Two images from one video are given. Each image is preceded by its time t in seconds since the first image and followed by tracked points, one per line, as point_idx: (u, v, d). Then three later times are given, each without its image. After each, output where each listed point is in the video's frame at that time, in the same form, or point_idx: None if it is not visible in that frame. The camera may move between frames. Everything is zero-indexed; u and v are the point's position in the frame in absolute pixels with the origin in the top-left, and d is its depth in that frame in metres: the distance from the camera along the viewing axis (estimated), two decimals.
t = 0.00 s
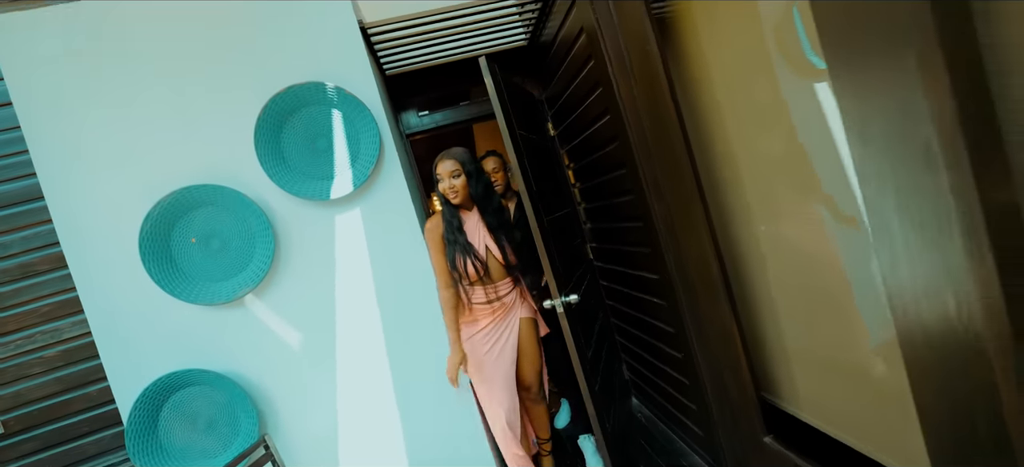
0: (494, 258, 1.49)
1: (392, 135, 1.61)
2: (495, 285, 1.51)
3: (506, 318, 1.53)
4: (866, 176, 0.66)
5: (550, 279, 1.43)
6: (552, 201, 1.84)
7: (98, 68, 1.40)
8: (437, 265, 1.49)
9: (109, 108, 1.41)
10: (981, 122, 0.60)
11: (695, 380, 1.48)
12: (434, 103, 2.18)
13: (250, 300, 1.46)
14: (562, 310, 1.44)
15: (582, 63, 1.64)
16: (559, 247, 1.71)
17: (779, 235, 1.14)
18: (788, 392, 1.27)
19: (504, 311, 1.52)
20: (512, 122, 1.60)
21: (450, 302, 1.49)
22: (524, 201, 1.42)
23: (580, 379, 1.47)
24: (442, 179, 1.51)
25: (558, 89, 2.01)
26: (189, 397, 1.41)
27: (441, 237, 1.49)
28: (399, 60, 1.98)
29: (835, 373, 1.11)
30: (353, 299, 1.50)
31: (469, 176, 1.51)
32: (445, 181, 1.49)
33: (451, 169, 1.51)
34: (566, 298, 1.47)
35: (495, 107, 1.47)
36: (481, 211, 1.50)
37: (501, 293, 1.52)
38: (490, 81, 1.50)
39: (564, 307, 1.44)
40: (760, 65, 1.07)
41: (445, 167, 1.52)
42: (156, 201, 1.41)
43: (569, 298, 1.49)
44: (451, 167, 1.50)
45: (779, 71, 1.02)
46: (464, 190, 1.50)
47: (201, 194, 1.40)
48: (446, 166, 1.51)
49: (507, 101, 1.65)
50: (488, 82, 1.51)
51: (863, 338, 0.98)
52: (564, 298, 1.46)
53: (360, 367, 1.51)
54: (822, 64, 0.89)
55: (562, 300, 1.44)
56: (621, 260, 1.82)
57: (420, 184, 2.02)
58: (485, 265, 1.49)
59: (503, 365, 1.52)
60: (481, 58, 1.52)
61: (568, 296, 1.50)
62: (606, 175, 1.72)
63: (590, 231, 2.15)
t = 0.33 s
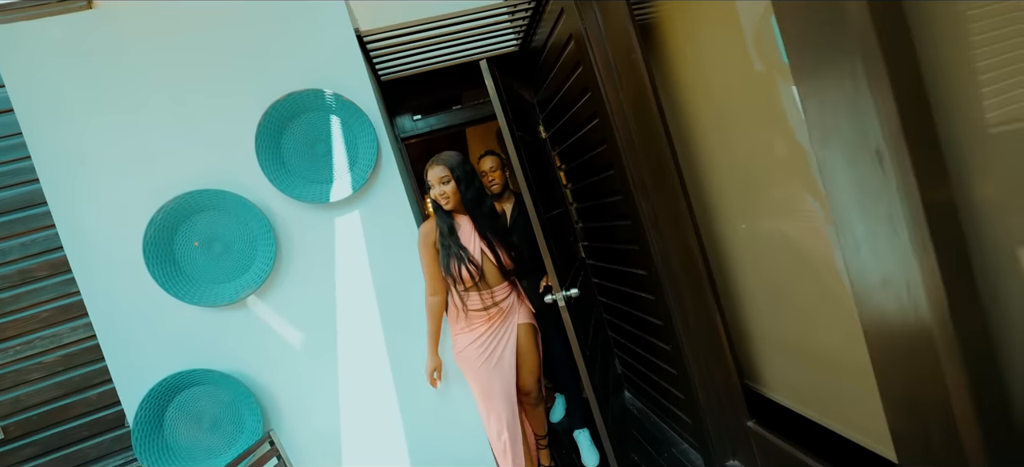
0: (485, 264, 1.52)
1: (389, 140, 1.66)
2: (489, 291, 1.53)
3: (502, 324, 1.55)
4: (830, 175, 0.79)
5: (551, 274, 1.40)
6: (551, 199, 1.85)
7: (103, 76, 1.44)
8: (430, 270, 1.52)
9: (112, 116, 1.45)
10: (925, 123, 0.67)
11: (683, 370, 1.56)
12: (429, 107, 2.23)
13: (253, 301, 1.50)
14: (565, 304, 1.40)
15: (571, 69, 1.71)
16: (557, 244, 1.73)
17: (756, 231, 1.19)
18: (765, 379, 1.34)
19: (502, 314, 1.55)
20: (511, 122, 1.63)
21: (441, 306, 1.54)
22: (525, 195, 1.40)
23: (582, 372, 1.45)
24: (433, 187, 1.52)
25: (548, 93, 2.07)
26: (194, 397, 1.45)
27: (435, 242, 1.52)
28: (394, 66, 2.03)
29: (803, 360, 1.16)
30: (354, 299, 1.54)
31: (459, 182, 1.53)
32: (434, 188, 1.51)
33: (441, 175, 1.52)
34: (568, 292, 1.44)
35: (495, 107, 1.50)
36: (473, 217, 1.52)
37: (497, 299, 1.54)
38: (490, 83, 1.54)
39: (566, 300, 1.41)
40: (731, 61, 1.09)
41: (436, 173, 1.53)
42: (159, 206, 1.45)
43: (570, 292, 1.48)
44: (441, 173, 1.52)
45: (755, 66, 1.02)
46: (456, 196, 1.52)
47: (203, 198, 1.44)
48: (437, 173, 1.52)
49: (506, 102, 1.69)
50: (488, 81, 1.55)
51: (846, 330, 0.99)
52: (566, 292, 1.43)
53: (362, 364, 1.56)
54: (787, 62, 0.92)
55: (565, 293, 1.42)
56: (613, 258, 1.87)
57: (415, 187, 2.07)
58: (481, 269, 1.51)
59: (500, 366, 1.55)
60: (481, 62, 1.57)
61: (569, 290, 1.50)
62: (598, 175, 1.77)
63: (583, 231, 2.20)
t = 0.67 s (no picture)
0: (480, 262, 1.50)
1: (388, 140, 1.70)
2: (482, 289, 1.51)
3: (498, 326, 1.53)
4: (808, 165, 0.85)
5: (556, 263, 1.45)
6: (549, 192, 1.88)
7: (111, 85, 1.48)
8: (426, 267, 1.56)
9: (118, 125, 1.49)
10: (886, 117, 0.75)
11: (677, 355, 1.62)
12: (425, 107, 2.27)
13: (261, 300, 1.55)
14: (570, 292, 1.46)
15: (562, 66, 1.76)
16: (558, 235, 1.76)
17: (742, 221, 1.26)
18: (757, 359, 1.40)
19: (501, 314, 1.53)
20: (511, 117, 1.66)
21: (437, 302, 1.57)
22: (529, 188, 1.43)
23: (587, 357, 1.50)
24: (426, 184, 1.51)
25: (541, 90, 2.11)
26: (208, 394, 1.51)
27: (430, 240, 1.55)
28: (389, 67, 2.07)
29: (791, 339, 1.23)
30: (359, 295, 1.59)
31: (453, 178, 1.50)
32: (428, 185, 1.50)
33: (435, 172, 1.50)
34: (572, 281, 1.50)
35: (499, 101, 1.52)
36: (466, 214, 1.50)
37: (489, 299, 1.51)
38: (491, 79, 1.58)
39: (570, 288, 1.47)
40: (715, 54, 1.15)
41: (429, 169, 1.51)
42: (168, 211, 1.49)
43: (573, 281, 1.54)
44: (435, 170, 1.50)
45: (739, 57, 1.08)
46: (449, 192, 1.50)
47: (210, 202, 1.49)
48: (430, 169, 1.51)
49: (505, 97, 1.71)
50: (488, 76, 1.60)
51: (827, 307, 1.07)
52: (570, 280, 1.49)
53: (369, 358, 1.60)
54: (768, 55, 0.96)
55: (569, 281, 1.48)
56: (609, 248, 1.92)
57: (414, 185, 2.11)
58: (473, 268, 1.50)
59: (501, 363, 1.55)
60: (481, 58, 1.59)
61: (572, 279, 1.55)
62: (592, 168, 1.82)
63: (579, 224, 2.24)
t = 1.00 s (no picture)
0: (472, 265, 1.51)
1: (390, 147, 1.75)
2: (474, 293, 1.52)
3: (498, 330, 1.52)
4: (792, 165, 0.93)
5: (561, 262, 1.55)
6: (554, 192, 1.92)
7: (124, 100, 1.53)
8: (427, 270, 1.58)
9: (129, 140, 1.54)
10: (858, 116, 0.83)
11: (675, 350, 1.66)
12: (423, 114, 2.32)
13: (270, 306, 1.60)
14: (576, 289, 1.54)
15: (557, 72, 1.81)
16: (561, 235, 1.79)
17: (733, 219, 1.32)
18: (752, 352, 1.45)
19: (502, 317, 1.52)
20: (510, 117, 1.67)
21: (438, 306, 1.57)
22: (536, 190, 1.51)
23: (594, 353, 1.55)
24: (422, 188, 1.53)
25: (536, 95, 2.15)
26: (220, 398, 1.55)
27: (427, 241, 1.57)
28: (388, 76, 2.12)
29: (784, 333, 1.28)
30: (365, 299, 1.63)
31: (448, 181, 1.53)
32: (424, 188, 1.52)
33: (430, 175, 1.53)
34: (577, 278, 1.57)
35: (501, 108, 1.59)
36: (461, 217, 1.52)
37: (477, 303, 1.51)
38: (495, 85, 1.64)
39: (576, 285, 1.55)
40: (704, 58, 1.20)
41: (425, 171, 1.54)
42: (179, 222, 1.54)
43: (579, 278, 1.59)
44: (431, 172, 1.52)
45: (728, 61, 1.13)
46: (445, 195, 1.52)
47: (219, 212, 1.54)
48: (426, 172, 1.53)
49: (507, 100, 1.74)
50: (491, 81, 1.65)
51: (815, 301, 1.13)
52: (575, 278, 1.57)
53: (375, 361, 1.64)
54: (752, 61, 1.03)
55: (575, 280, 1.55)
56: (607, 248, 1.96)
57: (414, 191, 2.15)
58: (468, 271, 1.52)
59: (504, 368, 1.53)
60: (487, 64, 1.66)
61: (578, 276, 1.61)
62: (588, 171, 1.87)
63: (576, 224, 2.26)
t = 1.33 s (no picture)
0: (471, 262, 1.56)
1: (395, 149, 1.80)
2: (472, 290, 1.57)
3: (499, 327, 1.57)
4: (779, 160, 0.98)
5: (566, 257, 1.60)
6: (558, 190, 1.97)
7: (138, 107, 1.59)
8: (428, 267, 1.64)
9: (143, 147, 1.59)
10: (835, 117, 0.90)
11: (673, 343, 1.71)
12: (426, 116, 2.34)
13: (280, 305, 1.66)
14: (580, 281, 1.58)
15: (555, 73, 1.86)
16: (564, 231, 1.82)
17: (726, 214, 1.38)
18: (748, 343, 1.51)
19: (503, 315, 1.57)
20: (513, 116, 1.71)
21: (441, 302, 1.63)
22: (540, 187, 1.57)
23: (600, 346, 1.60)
24: (422, 185, 1.59)
25: (535, 95, 2.19)
26: (235, 394, 1.61)
27: (427, 237, 1.63)
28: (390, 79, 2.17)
29: (777, 324, 1.33)
30: (373, 297, 1.69)
31: (447, 178, 1.58)
32: (423, 185, 1.57)
33: (429, 172, 1.58)
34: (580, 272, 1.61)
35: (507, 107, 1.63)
36: (460, 215, 1.57)
37: (476, 300, 1.57)
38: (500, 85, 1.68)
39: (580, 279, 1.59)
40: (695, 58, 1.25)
41: (424, 169, 1.59)
42: (192, 225, 1.60)
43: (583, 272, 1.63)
44: (429, 170, 1.58)
45: (720, 60, 1.18)
46: (443, 192, 1.58)
47: (231, 215, 1.60)
48: (425, 169, 1.59)
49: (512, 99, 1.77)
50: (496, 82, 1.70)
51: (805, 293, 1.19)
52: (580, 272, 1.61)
53: (383, 357, 1.70)
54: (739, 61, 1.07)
55: (579, 274, 1.59)
56: (607, 245, 1.99)
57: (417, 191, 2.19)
58: (465, 268, 1.57)
59: (506, 362, 1.59)
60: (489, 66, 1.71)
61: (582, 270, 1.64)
62: (587, 169, 1.91)
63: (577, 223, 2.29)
